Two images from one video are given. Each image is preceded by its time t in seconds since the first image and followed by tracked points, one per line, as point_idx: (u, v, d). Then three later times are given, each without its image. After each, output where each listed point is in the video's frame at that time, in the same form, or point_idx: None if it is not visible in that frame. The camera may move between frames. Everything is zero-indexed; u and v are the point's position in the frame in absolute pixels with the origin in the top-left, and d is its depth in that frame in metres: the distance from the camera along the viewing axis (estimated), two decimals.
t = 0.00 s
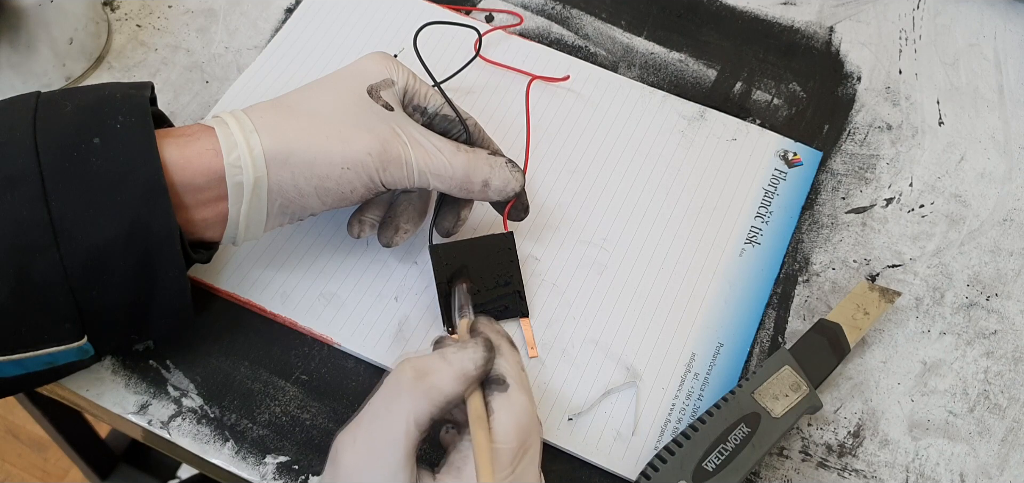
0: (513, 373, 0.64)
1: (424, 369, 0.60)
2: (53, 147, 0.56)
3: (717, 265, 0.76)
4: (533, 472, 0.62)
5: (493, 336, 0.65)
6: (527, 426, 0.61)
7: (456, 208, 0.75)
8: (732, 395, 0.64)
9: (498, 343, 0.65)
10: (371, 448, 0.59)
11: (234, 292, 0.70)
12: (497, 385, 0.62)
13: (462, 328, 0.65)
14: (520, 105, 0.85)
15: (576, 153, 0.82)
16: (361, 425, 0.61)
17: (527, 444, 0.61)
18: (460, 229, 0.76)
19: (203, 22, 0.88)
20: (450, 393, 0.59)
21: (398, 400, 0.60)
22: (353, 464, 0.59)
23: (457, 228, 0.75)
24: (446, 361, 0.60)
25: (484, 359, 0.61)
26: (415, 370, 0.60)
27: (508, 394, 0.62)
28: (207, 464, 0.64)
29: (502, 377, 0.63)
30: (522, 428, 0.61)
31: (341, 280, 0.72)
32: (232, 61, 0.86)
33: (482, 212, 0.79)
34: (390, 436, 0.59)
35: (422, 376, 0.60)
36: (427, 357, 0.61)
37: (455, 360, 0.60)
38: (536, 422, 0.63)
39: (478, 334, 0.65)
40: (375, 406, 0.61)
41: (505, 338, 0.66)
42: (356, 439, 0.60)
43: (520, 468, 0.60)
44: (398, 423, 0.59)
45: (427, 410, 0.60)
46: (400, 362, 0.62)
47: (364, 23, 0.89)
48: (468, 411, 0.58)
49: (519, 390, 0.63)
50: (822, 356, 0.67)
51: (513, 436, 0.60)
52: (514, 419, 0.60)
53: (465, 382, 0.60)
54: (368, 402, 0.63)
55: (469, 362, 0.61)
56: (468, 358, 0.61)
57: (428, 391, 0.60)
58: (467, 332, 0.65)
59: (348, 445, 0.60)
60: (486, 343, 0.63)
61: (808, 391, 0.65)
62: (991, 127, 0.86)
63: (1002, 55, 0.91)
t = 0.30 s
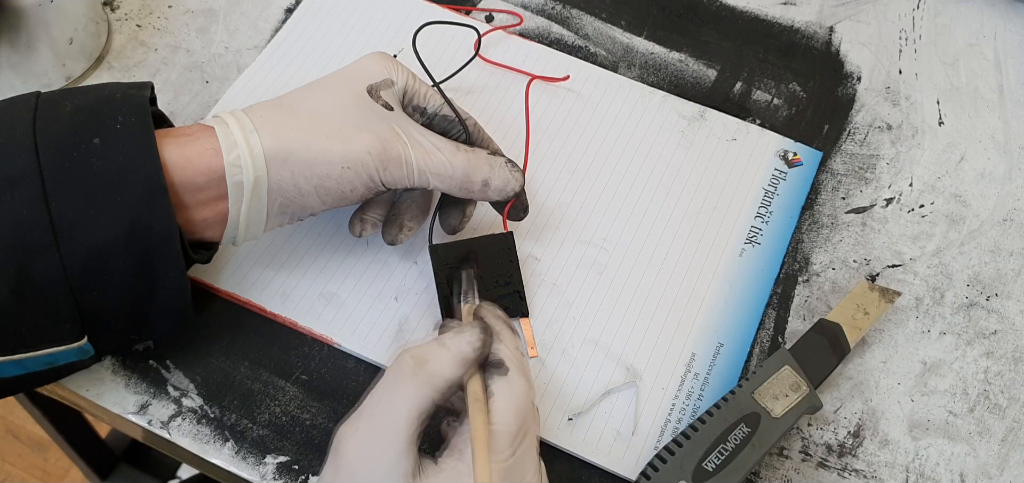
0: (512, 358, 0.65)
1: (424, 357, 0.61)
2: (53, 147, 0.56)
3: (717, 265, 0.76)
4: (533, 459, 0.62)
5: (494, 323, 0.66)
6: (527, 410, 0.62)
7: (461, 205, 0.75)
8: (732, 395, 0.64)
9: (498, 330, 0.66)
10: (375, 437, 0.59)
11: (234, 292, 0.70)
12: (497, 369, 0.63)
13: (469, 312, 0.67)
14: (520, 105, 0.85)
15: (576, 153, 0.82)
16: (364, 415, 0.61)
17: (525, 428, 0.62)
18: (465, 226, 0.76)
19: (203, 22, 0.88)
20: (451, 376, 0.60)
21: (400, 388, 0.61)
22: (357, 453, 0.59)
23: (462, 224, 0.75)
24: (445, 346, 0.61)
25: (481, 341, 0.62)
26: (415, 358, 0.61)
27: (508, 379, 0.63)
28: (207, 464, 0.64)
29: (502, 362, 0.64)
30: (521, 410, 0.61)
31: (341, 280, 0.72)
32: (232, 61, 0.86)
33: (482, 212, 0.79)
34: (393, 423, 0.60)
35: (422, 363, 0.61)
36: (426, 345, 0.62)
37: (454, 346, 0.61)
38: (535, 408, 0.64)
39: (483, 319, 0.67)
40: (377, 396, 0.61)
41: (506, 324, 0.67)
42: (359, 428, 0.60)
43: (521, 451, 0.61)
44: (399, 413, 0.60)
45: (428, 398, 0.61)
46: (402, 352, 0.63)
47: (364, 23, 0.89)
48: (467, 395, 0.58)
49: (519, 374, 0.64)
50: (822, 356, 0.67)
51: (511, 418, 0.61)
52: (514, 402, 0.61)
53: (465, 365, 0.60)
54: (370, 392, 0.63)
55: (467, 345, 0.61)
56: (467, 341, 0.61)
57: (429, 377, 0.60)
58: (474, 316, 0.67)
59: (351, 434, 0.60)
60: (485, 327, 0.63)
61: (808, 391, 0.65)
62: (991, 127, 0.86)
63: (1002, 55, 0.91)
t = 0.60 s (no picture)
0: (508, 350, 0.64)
1: (415, 352, 0.61)
2: (53, 147, 0.56)
3: (717, 265, 0.76)
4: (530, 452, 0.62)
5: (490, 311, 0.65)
6: (520, 401, 0.62)
7: (463, 204, 0.76)
8: (732, 395, 0.64)
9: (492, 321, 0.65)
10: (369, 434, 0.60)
11: (234, 292, 0.70)
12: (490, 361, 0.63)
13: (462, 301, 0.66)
14: (520, 105, 0.85)
15: (576, 153, 0.82)
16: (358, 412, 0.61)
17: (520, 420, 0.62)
18: (467, 224, 0.76)
19: (203, 22, 0.88)
20: (443, 371, 0.61)
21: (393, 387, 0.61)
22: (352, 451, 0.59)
23: (464, 222, 0.75)
24: (436, 342, 0.62)
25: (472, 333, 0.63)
26: (407, 354, 0.62)
27: (503, 370, 0.63)
28: (207, 464, 0.64)
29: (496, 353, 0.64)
30: (515, 403, 0.61)
31: (341, 280, 0.72)
32: (232, 61, 0.86)
33: (483, 212, 0.79)
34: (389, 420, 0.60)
35: (414, 359, 0.61)
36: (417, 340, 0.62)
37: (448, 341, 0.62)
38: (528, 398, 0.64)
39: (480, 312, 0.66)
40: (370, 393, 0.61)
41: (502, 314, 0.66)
42: (353, 426, 0.60)
43: (517, 442, 0.61)
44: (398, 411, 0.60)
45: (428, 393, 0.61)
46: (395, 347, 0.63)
47: (364, 23, 0.89)
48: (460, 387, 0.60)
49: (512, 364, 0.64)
50: (822, 357, 0.67)
51: (507, 410, 0.60)
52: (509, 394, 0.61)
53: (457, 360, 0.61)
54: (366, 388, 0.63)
55: (457, 338, 0.62)
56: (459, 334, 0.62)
57: (423, 372, 0.61)
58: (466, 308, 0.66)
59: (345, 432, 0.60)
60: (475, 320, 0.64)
61: (808, 391, 0.65)
62: (991, 127, 0.86)
63: (1003, 55, 0.91)
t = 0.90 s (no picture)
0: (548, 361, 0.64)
1: (455, 356, 0.62)
2: (53, 147, 0.56)
3: (717, 265, 0.76)
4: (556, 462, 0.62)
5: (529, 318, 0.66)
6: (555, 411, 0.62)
7: (463, 203, 0.75)
8: (732, 395, 0.64)
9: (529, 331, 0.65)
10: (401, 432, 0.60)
11: (234, 292, 0.70)
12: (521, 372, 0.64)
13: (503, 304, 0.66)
14: (520, 105, 0.85)
15: (576, 153, 0.82)
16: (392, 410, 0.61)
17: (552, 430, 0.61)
18: (467, 223, 0.76)
19: (203, 22, 0.88)
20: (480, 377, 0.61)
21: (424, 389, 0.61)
22: (382, 448, 0.60)
23: (464, 221, 0.75)
24: (475, 346, 0.62)
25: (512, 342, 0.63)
26: (446, 358, 0.62)
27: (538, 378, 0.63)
28: (207, 464, 0.64)
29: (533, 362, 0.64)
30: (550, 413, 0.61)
31: (341, 280, 0.72)
32: (232, 61, 0.86)
33: (483, 212, 0.79)
34: (421, 422, 0.60)
35: (452, 363, 0.62)
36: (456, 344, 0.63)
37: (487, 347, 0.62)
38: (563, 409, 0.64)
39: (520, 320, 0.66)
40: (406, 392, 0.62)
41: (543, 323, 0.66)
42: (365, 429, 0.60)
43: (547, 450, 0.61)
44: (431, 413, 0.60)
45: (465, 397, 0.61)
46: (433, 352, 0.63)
47: (364, 23, 0.89)
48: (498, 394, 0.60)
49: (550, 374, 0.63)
50: (822, 356, 0.67)
51: (541, 419, 0.60)
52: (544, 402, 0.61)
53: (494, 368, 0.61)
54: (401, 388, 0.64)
55: (496, 345, 0.62)
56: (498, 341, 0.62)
57: (460, 377, 0.61)
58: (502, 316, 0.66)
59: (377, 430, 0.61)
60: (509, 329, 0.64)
61: (808, 391, 0.65)
62: (991, 127, 0.86)
63: (1002, 55, 0.91)
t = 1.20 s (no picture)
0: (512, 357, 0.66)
1: (420, 355, 0.62)
2: (53, 147, 0.56)
3: (717, 265, 0.76)
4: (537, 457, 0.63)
5: (484, 317, 0.67)
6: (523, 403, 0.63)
7: (463, 204, 0.75)
8: (732, 395, 0.64)
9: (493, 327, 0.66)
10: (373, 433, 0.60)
11: (233, 292, 0.70)
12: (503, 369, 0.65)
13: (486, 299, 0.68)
14: (520, 105, 0.85)
15: (576, 153, 0.82)
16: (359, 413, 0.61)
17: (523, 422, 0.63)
18: (467, 223, 0.76)
19: (203, 22, 0.88)
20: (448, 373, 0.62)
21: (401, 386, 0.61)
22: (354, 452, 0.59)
23: (464, 222, 0.75)
24: (439, 344, 0.63)
25: (472, 337, 0.64)
26: (412, 357, 0.62)
27: (503, 370, 0.64)
28: (207, 464, 0.64)
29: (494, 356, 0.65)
30: (518, 405, 0.63)
31: (341, 280, 0.72)
32: (232, 61, 0.86)
33: (483, 212, 0.79)
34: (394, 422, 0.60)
35: (420, 362, 0.62)
36: (420, 345, 0.63)
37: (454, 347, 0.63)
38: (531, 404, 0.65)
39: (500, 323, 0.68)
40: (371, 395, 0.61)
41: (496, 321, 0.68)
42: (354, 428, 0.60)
43: (523, 444, 0.62)
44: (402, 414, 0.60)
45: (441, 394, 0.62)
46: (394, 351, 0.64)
47: (364, 23, 0.89)
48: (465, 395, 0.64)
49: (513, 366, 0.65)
50: (822, 356, 0.67)
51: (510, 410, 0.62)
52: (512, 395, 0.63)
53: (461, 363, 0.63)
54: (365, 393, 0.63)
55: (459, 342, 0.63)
56: (462, 337, 0.64)
57: (428, 375, 0.62)
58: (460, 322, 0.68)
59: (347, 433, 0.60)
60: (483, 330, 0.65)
61: (808, 391, 0.65)
62: (991, 127, 0.86)
63: (1002, 55, 0.91)
